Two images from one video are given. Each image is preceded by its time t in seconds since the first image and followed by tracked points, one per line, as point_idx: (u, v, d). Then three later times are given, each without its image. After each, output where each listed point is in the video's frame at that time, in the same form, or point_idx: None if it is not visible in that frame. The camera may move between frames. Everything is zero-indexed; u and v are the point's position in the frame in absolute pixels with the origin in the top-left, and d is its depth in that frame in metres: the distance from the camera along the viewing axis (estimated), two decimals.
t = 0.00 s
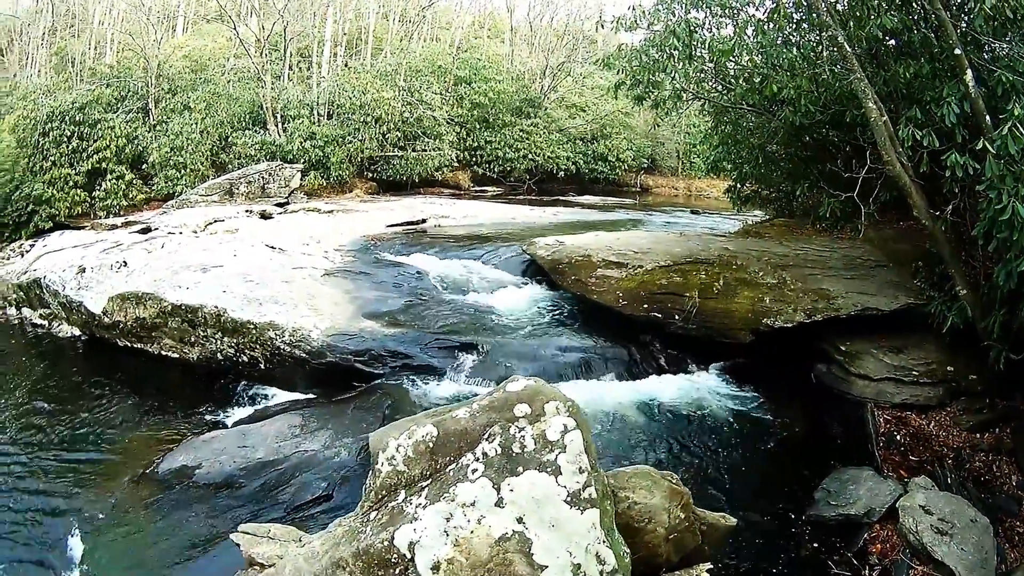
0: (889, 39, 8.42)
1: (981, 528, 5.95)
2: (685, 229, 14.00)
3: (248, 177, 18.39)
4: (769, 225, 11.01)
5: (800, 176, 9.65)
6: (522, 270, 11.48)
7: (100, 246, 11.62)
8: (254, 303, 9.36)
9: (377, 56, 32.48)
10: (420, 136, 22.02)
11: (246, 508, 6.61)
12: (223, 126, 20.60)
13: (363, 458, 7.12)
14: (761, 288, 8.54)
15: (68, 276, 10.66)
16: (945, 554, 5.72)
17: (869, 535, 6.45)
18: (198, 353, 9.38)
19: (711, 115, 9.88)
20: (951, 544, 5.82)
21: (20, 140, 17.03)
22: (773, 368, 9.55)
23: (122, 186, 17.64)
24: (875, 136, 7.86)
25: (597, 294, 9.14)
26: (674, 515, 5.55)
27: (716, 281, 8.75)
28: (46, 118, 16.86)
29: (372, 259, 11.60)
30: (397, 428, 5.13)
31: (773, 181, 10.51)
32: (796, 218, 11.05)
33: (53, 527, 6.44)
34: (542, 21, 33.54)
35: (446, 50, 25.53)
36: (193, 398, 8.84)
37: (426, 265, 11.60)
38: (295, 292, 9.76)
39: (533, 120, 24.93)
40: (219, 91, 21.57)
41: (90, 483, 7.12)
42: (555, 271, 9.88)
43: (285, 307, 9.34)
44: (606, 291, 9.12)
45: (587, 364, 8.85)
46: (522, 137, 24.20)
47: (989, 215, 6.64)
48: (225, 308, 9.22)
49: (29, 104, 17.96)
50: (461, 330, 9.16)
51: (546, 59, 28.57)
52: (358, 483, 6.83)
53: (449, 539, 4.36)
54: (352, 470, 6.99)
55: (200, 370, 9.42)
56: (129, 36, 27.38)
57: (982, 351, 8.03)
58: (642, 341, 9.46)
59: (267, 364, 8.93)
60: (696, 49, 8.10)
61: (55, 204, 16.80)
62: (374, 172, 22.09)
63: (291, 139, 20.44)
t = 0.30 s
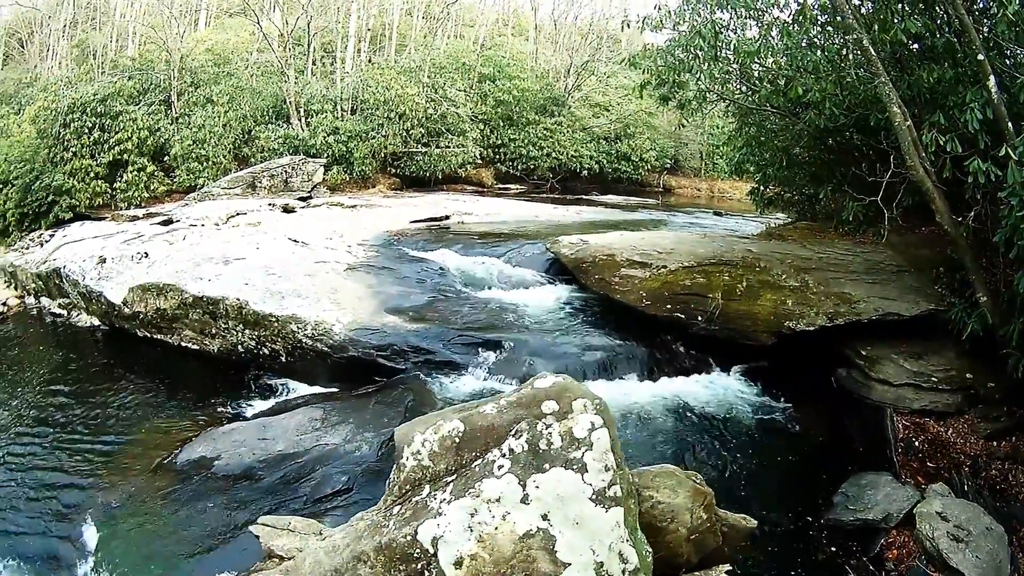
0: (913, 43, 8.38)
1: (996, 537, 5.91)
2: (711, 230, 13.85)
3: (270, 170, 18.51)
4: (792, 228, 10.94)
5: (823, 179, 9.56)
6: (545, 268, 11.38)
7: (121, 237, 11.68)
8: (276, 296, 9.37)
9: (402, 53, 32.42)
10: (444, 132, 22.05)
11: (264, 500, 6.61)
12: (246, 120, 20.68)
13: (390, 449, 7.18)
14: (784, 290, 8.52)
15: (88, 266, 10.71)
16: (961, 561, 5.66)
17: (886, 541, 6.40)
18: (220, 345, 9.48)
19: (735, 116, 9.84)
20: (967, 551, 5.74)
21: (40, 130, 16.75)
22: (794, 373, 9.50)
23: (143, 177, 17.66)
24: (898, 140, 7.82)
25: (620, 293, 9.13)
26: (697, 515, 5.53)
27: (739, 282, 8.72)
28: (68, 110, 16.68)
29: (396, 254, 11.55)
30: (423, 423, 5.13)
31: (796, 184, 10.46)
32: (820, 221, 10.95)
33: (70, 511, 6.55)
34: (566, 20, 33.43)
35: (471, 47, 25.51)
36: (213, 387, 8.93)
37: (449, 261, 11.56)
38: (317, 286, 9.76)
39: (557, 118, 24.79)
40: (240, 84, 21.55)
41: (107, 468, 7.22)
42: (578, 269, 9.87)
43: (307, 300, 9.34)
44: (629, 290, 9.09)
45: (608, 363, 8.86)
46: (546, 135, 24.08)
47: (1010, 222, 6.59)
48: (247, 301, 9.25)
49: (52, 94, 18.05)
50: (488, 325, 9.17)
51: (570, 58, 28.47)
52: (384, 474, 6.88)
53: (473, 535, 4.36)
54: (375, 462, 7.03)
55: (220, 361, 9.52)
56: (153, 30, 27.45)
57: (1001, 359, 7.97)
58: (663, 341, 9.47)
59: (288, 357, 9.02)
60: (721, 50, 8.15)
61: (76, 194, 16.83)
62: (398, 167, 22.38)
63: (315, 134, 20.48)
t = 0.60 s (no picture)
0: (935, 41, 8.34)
1: (1015, 540, 5.80)
2: (735, 229, 13.70)
3: (294, 167, 18.57)
4: (817, 228, 10.86)
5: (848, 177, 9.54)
6: (571, 265, 11.29)
7: (144, 232, 11.77)
8: (301, 292, 9.40)
9: (425, 50, 32.14)
10: (469, 129, 21.63)
11: (290, 495, 6.71)
12: (269, 116, 20.78)
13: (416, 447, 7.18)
14: (808, 289, 8.52)
15: (111, 261, 10.87)
16: (980, 563, 5.57)
17: (906, 541, 6.38)
18: (243, 340, 9.69)
19: (760, 114, 9.82)
20: (986, 553, 5.66)
21: (60, 127, 16.57)
22: (819, 371, 9.47)
23: (165, 173, 17.25)
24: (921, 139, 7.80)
25: (646, 291, 9.14)
26: (725, 513, 5.54)
27: (764, 281, 8.70)
28: (88, 106, 16.55)
29: (422, 250, 11.54)
30: (454, 418, 5.13)
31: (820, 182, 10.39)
32: (845, 220, 10.85)
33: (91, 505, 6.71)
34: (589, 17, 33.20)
35: (494, 45, 25.27)
36: (236, 381, 9.16)
37: (474, 257, 11.52)
38: (342, 281, 9.76)
39: (582, 115, 24.51)
40: (263, 83, 21.72)
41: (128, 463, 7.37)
42: (605, 266, 9.88)
43: (332, 295, 9.36)
44: (654, 288, 9.09)
45: (633, 361, 8.80)
46: (571, 132, 23.70)
47: None
48: (272, 296, 9.30)
49: (73, 91, 18.08)
50: (505, 323, 9.05)
51: (594, 55, 28.11)
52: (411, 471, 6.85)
53: (503, 530, 4.39)
54: (402, 457, 7.07)
55: (244, 356, 9.75)
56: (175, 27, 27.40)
57: None
58: (688, 338, 9.37)
59: (313, 352, 9.09)
60: (745, 48, 8.25)
61: (97, 190, 16.38)
62: (422, 164, 21.98)
63: (338, 130, 20.44)
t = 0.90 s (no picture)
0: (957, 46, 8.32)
1: None
2: (759, 232, 13.54)
3: (318, 165, 18.67)
4: (840, 233, 10.81)
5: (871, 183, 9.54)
6: (594, 267, 11.17)
7: (167, 227, 11.83)
8: (324, 289, 9.46)
9: (449, 50, 31.97)
10: (493, 130, 21.50)
11: (315, 490, 6.81)
12: (292, 114, 20.90)
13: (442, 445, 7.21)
14: (831, 294, 8.50)
15: (133, 255, 10.92)
16: (995, 570, 5.59)
17: (924, 548, 6.35)
18: (267, 335, 9.72)
19: (784, 119, 9.89)
20: (1003, 561, 5.66)
21: (82, 122, 16.41)
22: (841, 375, 9.41)
23: (188, 170, 17.51)
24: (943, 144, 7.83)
25: (670, 294, 9.19)
26: (749, 515, 5.52)
27: (788, 285, 8.69)
28: (112, 102, 16.52)
29: (446, 249, 11.50)
30: (483, 417, 5.15)
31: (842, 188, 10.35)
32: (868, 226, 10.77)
33: (107, 500, 6.86)
34: (613, 20, 33.17)
35: (517, 45, 25.18)
36: (259, 379, 9.18)
37: (498, 256, 11.44)
38: (366, 279, 9.79)
39: (605, 116, 24.26)
40: (287, 82, 21.81)
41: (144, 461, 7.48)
42: (629, 269, 9.79)
43: (357, 294, 9.40)
44: (678, 291, 9.14)
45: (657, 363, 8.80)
46: (596, 134, 23.46)
47: None
48: (296, 294, 9.36)
49: (95, 86, 18.15)
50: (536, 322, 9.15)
51: (618, 56, 27.82)
52: (438, 465, 6.96)
53: (530, 529, 4.39)
54: (427, 456, 7.11)
55: (268, 352, 9.79)
56: (196, 25, 27.44)
57: None
58: (712, 343, 9.32)
59: (336, 350, 9.13)
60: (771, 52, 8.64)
61: (119, 185, 16.25)
62: (446, 164, 21.82)
63: (363, 129, 20.60)
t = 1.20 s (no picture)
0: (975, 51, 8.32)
1: None
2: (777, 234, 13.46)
3: (337, 163, 18.57)
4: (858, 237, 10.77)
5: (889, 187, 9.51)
6: (613, 268, 10.95)
7: (184, 224, 11.88)
8: (343, 287, 9.49)
9: (468, 49, 31.71)
10: (513, 130, 21.76)
11: (333, 487, 6.86)
12: (311, 113, 20.84)
13: (463, 445, 7.26)
14: (849, 298, 8.52)
15: (151, 251, 10.96)
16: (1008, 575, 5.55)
17: (938, 552, 6.34)
18: (285, 333, 9.86)
19: (803, 122, 9.90)
20: (1015, 566, 5.62)
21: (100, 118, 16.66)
22: (857, 379, 9.38)
23: (205, 167, 17.89)
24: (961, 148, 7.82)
25: (689, 296, 9.24)
26: (767, 516, 5.58)
27: (807, 288, 8.69)
28: (129, 99, 16.85)
29: (465, 249, 11.41)
30: (507, 415, 5.18)
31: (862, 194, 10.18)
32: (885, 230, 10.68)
33: (121, 499, 6.93)
34: (632, 21, 33.05)
35: (537, 45, 25.15)
36: (276, 374, 9.33)
37: (518, 257, 11.37)
38: (385, 278, 9.80)
39: (624, 118, 23.93)
40: (306, 80, 21.81)
41: (159, 462, 7.55)
42: (648, 270, 9.82)
43: (377, 292, 9.40)
44: (698, 293, 9.18)
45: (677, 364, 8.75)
46: (614, 135, 23.18)
47: None
48: (316, 291, 9.42)
49: (113, 82, 18.21)
50: (554, 323, 9.08)
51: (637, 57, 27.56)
52: (458, 466, 6.99)
53: (552, 528, 4.40)
54: (447, 456, 7.14)
55: (285, 349, 9.95)
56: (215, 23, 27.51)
57: None
58: (728, 345, 9.19)
59: (354, 347, 9.17)
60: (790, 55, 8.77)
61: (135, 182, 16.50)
62: (465, 164, 21.95)
63: (382, 129, 20.64)
